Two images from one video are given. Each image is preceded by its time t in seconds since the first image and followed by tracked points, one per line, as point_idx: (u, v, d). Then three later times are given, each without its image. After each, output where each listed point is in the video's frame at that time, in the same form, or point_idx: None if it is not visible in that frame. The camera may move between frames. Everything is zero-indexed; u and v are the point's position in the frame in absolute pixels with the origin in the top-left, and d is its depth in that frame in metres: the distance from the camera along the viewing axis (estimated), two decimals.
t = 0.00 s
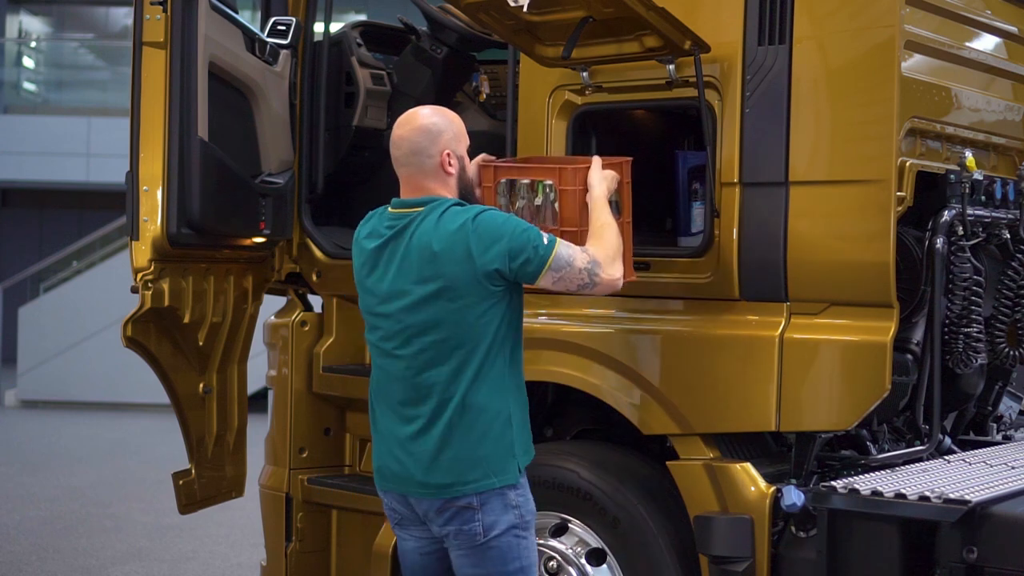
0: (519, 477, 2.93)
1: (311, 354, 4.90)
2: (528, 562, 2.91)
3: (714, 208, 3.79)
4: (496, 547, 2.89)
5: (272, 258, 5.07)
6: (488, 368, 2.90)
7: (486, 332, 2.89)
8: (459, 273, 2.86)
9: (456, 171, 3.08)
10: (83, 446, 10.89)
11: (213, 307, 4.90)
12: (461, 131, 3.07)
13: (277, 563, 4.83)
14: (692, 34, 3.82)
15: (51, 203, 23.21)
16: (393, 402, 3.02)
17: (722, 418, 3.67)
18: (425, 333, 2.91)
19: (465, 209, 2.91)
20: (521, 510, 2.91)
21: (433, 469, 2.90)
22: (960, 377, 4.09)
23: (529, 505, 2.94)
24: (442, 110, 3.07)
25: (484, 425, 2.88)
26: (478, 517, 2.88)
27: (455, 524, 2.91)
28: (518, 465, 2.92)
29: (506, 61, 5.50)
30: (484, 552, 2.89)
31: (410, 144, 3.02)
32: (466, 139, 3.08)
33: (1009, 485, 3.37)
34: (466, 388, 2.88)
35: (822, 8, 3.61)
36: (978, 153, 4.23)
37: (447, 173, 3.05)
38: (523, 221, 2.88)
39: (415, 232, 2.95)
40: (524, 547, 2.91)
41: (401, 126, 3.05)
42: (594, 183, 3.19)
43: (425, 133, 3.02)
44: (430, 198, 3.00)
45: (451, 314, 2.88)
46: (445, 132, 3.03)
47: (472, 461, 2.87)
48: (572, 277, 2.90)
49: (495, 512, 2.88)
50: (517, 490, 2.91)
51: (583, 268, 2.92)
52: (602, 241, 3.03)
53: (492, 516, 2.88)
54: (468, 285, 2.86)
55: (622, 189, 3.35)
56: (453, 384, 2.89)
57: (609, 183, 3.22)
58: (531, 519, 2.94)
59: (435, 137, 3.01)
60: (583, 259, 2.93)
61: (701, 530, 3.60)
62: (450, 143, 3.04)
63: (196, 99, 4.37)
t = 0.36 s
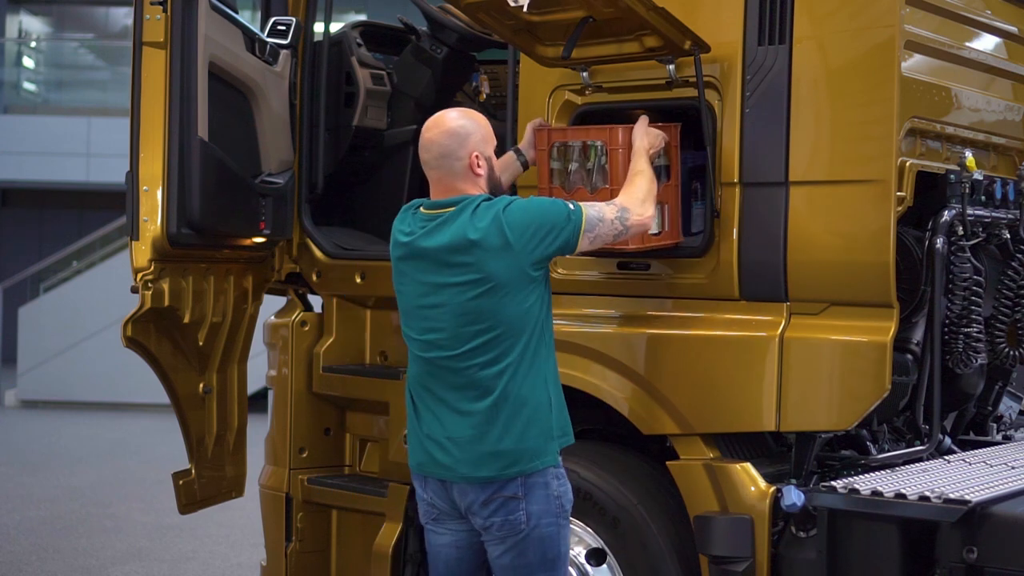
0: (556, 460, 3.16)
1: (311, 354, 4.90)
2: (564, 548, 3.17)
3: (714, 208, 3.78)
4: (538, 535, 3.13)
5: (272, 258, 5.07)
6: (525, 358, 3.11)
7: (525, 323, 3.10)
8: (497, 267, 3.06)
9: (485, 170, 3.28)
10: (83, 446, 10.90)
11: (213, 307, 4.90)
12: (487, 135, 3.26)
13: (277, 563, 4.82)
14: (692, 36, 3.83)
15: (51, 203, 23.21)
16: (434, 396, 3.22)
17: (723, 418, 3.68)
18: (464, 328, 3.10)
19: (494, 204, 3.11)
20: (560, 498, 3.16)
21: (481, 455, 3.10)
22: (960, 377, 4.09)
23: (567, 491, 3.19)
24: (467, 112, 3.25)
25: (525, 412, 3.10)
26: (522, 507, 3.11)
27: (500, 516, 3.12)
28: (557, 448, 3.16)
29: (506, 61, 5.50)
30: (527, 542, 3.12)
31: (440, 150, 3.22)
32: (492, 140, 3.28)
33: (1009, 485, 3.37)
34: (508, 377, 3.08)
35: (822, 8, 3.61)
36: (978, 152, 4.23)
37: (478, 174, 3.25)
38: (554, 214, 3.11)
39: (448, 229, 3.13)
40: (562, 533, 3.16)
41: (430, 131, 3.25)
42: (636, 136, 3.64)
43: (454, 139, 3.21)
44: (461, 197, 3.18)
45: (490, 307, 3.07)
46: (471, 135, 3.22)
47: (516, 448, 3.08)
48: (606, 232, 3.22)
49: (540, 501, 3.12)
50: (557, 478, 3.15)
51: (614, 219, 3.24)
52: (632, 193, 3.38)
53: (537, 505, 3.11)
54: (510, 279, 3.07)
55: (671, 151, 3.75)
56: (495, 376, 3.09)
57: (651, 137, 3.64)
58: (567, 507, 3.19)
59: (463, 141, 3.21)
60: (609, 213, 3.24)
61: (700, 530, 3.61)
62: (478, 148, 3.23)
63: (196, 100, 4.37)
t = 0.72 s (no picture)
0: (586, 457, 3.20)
1: (311, 354, 4.91)
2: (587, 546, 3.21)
3: (713, 208, 3.77)
4: (564, 531, 3.16)
5: (272, 258, 5.07)
6: (562, 355, 3.16)
7: (563, 321, 3.15)
8: (540, 265, 3.11)
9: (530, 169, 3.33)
10: (82, 446, 10.90)
11: (213, 307, 4.90)
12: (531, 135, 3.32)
13: (277, 563, 4.82)
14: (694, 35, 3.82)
15: (51, 203, 23.21)
16: (471, 389, 3.25)
17: (724, 419, 3.67)
18: (505, 323, 3.14)
19: (539, 204, 3.16)
20: (587, 497, 3.20)
21: (515, 450, 3.14)
22: (959, 377, 4.09)
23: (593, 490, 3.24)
24: (510, 113, 3.30)
25: (561, 407, 3.14)
26: (551, 502, 3.14)
27: (529, 509, 3.15)
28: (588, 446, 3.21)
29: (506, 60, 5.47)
30: (552, 537, 3.16)
31: (488, 150, 3.26)
32: (534, 140, 3.33)
33: (1009, 485, 3.37)
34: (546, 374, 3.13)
35: (822, 8, 3.61)
36: (978, 153, 4.23)
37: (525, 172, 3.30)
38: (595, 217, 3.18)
39: (492, 226, 3.17)
40: (586, 532, 3.20)
41: (473, 132, 3.29)
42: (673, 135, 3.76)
43: (501, 138, 3.25)
44: (502, 197, 3.23)
45: (531, 304, 3.12)
46: (516, 135, 3.26)
47: (550, 443, 3.12)
48: (643, 228, 3.35)
49: (569, 497, 3.15)
50: (586, 477, 3.20)
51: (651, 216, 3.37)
52: (666, 189, 3.51)
53: (566, 501, 3.15)
54: (550, 277, 3.12)
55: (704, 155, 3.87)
56: (533, 371, 3.13)
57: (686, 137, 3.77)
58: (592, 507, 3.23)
59: (509, 141, 3.25)
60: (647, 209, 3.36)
61: (700, 531, 3.60)
62: (524, 146, 3.29)
63: (196, 100, 4.37)
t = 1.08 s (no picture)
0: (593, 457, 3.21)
1: (311, 354, 4.91)
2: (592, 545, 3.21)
3: (713, 208, 3.79)
4: (570, 530, 3.16)
5: (272, 258, 5.07)
6: (570, 355, 3.17)
7: (570, 322, 3.16)
8: (547, 266, 3.12)
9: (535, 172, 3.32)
10: (82, 446, 10.90)
11: (213, 308, 4.90)
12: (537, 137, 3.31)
13: (277, 563, 4.82)
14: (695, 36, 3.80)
15: (51, 203, 23.21)
16: (477, 390, 3.25)
17: (724, 419, 3.67)
18: (514, 323, 3.14)
19: (547, 208, 3.18)
20: (593, 497, 3.21)
21: (522, 449, 3.13)
22: (959, 377, 4.09)
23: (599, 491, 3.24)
24: (517, 115, 3.30)
25: (568, 407, 3.14)
26: (560, 499, 3.14)
27: (537, 506, 3.14)
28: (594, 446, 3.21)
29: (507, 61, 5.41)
30: (559, 535, 3.15)
31: (492, 151, 3.26)
32: (540, 142, 3.33)
33: (1009, 485, 3.37)
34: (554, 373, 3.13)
35: (822, 8, 3.61)
36: (978, 152, 4.23)
37: (529, 175, 3.29)
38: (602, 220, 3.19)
39: (500, 228, 3.18)
40: (591, 531, 3.20)
41: (481, 133, 3.29)
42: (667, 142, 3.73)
43: (506, 139, 3.25)
44: (512, 201, 3.23)
45: (539, 304, 3.12)
46: (522, 137, 3.26)
47: (558, 441, 3.12)
48: (650, 245, 3.33)
49: (576, 495, 3.15)
50: (594, 478, 3.20)
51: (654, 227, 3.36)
52: (668, 207, 3.49)
53: (573, 500, 3.15)
54: (559, 278, 3.13)
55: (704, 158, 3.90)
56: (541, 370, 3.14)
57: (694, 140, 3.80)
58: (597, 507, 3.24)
59: (514, 143, 3.25)
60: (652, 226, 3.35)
61: (700, 531, 3.60)
62: (529, 148, 3.28)
63: (196, 100, 4.37)
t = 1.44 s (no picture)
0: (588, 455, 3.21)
1: (311, 354, 4.91)
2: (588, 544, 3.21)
3: (714, 208, 3.80)
4: (567, 529, 3.16)
5: (272, 258, 5.07)
6: (565, 353, 3.17)
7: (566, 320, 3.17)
8: (543, 264, 3.12)
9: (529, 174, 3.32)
10: (82, 446, 10.89)
11: (213, 308, 4.90)
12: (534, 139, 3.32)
13: (277, 563, 4.81)
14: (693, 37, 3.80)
15: (51, 203, 23.21)
16: (473, 389, 3.25)
17: (724, 419, 3.67)
18: (509, 322, 3.14)
19: (542, 207, 3.18)
20: (590, 497, 3.21)
21: (518, 446, 3.14)
22: (959, 377, 4.09)
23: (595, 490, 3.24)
24: (517, 116, 3.32)
25: (563, 405, 3.15)
26: (556, 499, 3.14)
27: (534, 505, 3.14)
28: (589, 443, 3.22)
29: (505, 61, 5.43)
30: (556, 534, 3.15)
31: (488, 146, 3.27)
32: (537, 145, 3.33)
33: (1009, 485, 3.37)
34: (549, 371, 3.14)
35: (822, 8, 3.61)
36: (978, 153, 4.23)
37: (523, 173, 3.30)
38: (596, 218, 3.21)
39: (494, 227, 3.17)
40: (587, 531, 3.20)
41: (479, 128, 3.30)
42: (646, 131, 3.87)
43: (502, 135, 3.26)
44: (506, 201, 3.23)
45: (535, 301, 3.12)
46: (519, 136, 3.27)
47: (554, 438, 3.13)
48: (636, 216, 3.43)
49: (572, 495, 3.16)
50: (589, 477, 3.21)
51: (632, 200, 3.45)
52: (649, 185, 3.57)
53: (569, 499, 3.15)
54: (554, 276, 3.13)
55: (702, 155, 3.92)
56: (537, 368, 3.14)
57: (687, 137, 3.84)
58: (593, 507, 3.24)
59: (511, 140, 3.26)
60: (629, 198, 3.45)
61: (700, 531, 3.60)
62: (524, 147, 3.29)
63: (196, 100, 4.37)
